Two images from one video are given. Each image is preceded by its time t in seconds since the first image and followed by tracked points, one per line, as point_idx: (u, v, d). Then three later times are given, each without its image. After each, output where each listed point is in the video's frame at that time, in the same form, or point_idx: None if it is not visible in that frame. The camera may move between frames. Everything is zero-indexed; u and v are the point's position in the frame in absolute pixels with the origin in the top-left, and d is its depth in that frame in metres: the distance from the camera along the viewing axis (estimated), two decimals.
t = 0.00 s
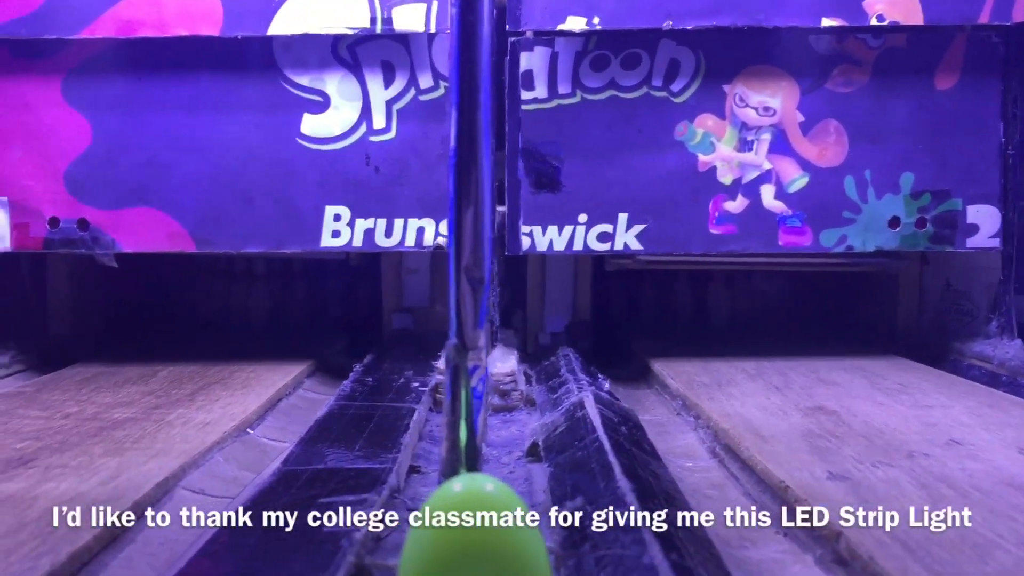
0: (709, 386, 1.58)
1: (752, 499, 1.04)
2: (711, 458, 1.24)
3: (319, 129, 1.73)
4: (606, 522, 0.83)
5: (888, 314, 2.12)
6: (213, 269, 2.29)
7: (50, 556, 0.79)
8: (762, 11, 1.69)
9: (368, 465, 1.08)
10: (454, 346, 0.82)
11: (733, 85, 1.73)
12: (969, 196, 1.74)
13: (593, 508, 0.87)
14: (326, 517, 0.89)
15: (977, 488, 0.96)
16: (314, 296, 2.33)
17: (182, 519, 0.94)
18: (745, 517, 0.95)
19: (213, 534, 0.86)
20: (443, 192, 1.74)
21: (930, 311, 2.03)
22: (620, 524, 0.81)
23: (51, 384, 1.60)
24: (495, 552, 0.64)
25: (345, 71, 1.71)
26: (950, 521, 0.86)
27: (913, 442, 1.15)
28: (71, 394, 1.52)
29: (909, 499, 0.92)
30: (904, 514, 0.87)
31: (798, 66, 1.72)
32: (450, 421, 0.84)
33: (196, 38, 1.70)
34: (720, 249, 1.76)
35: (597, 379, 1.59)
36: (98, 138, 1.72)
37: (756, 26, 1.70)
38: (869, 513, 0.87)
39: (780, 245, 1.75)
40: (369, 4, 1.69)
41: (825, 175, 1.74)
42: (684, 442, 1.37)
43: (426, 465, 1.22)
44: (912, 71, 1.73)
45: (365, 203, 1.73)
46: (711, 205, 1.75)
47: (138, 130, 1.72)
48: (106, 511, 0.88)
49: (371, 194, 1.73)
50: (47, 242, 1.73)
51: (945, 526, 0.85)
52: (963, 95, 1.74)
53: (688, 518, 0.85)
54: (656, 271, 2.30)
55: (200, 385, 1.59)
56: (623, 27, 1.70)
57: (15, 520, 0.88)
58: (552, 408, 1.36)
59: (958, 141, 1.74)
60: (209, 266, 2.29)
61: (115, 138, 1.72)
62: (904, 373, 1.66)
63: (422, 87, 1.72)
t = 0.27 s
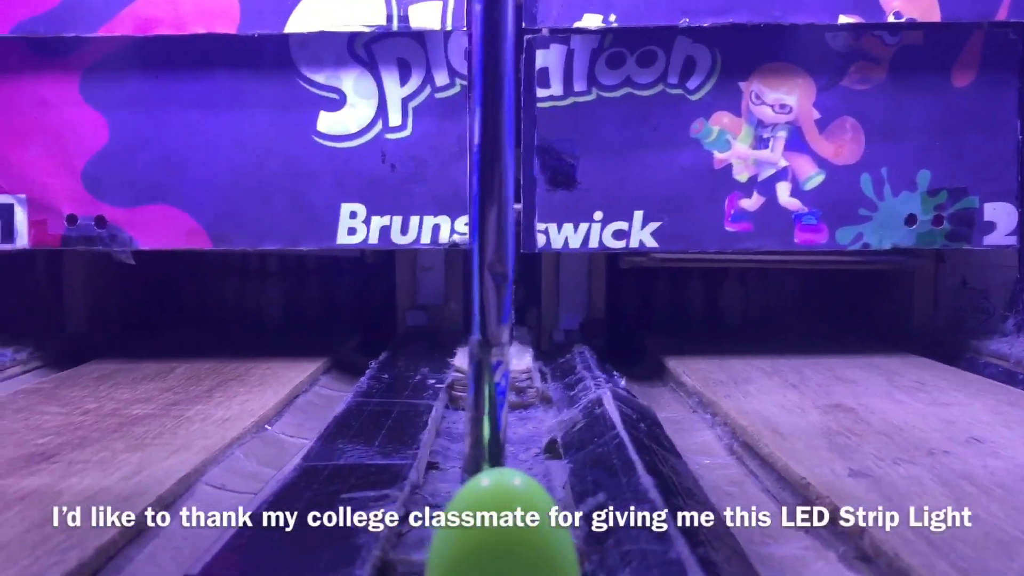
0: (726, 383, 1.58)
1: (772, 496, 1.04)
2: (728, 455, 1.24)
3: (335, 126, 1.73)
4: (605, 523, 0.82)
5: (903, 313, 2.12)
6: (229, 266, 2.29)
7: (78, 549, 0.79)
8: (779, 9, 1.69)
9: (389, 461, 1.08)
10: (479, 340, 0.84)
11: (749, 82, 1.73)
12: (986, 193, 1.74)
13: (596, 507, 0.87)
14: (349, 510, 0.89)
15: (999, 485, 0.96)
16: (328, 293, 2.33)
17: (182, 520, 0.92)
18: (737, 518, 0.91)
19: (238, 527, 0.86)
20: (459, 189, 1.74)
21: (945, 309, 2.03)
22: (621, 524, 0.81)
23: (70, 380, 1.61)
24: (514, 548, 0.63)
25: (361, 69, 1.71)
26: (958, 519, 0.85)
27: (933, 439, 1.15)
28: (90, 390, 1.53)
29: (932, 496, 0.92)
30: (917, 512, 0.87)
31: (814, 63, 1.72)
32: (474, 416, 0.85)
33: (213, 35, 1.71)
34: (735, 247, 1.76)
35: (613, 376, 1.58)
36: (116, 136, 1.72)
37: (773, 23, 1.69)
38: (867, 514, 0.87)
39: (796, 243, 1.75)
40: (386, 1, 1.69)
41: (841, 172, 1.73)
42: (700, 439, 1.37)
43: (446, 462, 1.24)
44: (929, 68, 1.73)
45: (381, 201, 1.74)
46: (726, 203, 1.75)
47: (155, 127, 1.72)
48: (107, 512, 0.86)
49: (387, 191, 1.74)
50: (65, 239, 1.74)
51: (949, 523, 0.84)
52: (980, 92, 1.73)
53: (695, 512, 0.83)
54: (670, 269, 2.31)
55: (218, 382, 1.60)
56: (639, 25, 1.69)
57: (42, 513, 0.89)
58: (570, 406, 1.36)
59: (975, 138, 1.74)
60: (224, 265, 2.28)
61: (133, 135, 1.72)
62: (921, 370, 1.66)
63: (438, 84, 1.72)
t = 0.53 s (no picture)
0: (743, 382, 1.58)
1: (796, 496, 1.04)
2: (749, 455, 1.24)
3: (350, 125, 1.73)
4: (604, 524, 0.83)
5: (917, 312, 2.11)
6: (241, 264, 2.30)
7: (108, 548, 0.79)
8: (795, 7, 1.68)
9: (411, 461, 1.09)
10: (504, 340, 0.84)
11: (766, 81, 1.72)
12: (1005, 192, 1.73)
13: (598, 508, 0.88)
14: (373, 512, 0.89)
15: None
16: (340, 292, 2.33)
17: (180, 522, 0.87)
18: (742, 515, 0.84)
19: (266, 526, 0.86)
20: (474, 188, 1.74)
21: (961, 309, 2.03)
22: (623, 524, 0.80)
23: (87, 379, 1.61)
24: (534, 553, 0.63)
25: (376, 68, 1.71)
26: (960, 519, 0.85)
27: (956, 439, 1.14)
28: (108, 390, 1.53)
29: (960, 497, 0.92)
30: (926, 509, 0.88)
31: (831, 62, 1.72)
32: (500, 417, 0.85)
33: (229, 34, 1.70)
34: (752, 246, 1.75)
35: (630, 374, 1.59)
36: (131, 135, 1.72)
37: (790, 22, 1.69)
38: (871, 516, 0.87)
39: (813, 242, 1.74)
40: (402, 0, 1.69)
41: (858, 171, 1.73)
42: (719, 438, 1.37)
43: (466, 462, 1.23)
44: (947, 67, 1.72)
45: (396, 199, 1.74)
46: (742, 202, 1.74)
47: (171, 126, 1.72)
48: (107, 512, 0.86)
49: (403, 190, 1.74)
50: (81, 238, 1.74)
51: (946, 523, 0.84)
52: (998, 91, 1.72)
53: (696, 512, 0.81)
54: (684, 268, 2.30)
55: (235, 380, 1.60)
56: (656, 23, 1.69)
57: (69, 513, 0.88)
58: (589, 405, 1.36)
59: (993, 137, 1.73)
60: (238, 263, 2.30)
61: (148, 134, 1.72)
62: (938, 369, 1.66)
63: (454, 83, 1.72)
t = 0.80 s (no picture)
0: (762, 379, 1.57)
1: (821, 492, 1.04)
2: (771, 452, 1.24)
3: (368, 122, 1.73)
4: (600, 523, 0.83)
5: (933, 309, 2.11)
6: (253, 262, 2.31)
7: (140, 543, 0.79)
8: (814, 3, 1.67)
9: (435, 457, 1.08)
10: (536, 336, 0.84)
11: (783, 78, 1.72)
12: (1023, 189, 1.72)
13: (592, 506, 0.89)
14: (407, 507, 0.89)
15: None
16: (354, 290, 2.33)
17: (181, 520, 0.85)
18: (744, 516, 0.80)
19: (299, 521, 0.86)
20: (491, 185, 1.74)
21: (977, 306, 2.02)
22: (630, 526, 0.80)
23: (105, 376, 1.61)
24: (558, 546, 0.63)
25: (394, 64, 1.72)
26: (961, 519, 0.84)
27: (981, 436, 1.14)
28: (127, 386, 1.53)
29: (990, 493, 0.92)
30: (926, 508, 0.87)
31: (849, 58, 1.71)
32: (532, 411, 0.85)
33: (247, 31, 1.71)
34: (769, 243, 1.75)
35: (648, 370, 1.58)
36: (149, 132, 1.72)
37: (808, 18, 1.68)
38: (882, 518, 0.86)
39: (831, 239, 1.74)
40: None
41: (876, 168, 1.72)
42: (739, 435, 1.36)
43: (487, 458, 1.24)
44: (966, 63, 1.72)
45: (414, 196, 1.74)
46: (760, 198, 1.74)
47: (189, 123, 1.72)
48: (108, 512, 0.85)
49: (420, 187, 1.73)
50: (99, 235, 1.74)
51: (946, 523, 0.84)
52: (1017, 87, 1.72)
53: (696, 512, 0.81)
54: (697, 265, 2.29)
55: (253, 377, 1.60)
56: (673, 20, 1.69)
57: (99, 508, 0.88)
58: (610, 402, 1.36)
59: (1012, 134, 1.72)
60: (250, 261, 2.31)
61: (166, 131, 1.73)
62: (957, 367, 1.65)
63: (471, 80, 1.72)
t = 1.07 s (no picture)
0: (786, 376, 1.57)
1: (852, 489, 1.04)
2: (799, 448, 1.23)
3: (388, 118, 1.73)
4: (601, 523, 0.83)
5: (954, 304, 2.10)
6: (271, 259, 2.30)
7: (179, 539, 0.79)
8: None
9: (465, 453, 1.08)
10: (572, 331, 0.84)
11: (805, 74, 1.71)
12: None
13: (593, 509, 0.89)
14: (443, 502, 0.89)
15: None
16: (371, 288, 2.32)
17: (182, 520, 0.83)
18: (745, 517, 0.78)
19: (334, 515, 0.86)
20: (513, 182, 1.73)
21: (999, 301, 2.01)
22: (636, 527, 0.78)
23: (127, 373, 1.62)
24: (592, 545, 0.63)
25: (415, 61, 1.72)
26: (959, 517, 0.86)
27: (1012, 433, 1.14)
28: (150, 383, 1.53)
29: None
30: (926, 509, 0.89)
31: (872, 54, 1.70)
32: (569, 407, 0.85)
33: (269, 28, 1.71)
34: (792, 239, 1.74)
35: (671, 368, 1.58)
36: (170, 129, 1.73)
37: (832, 13, 1.67)
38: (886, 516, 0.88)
39: (853, 236, 1.73)
40: None
41: (899, 164, 1.72)
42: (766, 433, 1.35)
43: (514, 454, 1.25)
44: (989, 59, 1.71)
45: (435, 193, 1.73)
46: (782, 195, 1.73)
47: (211, 119, 1.72)
48: (109, 513, 0.84)
49: (441, 184, 1.73)
50: (121, 232, 1.74)
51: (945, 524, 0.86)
52: None
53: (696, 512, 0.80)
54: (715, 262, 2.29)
55: (276, 374, 1.61)
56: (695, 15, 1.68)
57: (134, 504, 0.88)
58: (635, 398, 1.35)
59: None
60: (267, 259, 2.30)
61: (187, 128, 1.73)
62: (981, 364, 1.64)
63: (492, 76, 1.72)
